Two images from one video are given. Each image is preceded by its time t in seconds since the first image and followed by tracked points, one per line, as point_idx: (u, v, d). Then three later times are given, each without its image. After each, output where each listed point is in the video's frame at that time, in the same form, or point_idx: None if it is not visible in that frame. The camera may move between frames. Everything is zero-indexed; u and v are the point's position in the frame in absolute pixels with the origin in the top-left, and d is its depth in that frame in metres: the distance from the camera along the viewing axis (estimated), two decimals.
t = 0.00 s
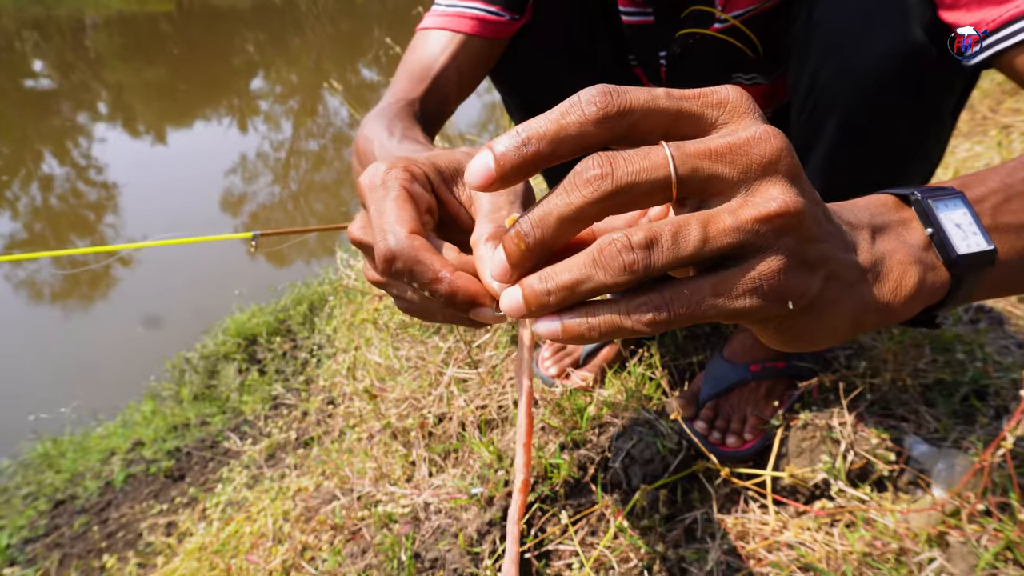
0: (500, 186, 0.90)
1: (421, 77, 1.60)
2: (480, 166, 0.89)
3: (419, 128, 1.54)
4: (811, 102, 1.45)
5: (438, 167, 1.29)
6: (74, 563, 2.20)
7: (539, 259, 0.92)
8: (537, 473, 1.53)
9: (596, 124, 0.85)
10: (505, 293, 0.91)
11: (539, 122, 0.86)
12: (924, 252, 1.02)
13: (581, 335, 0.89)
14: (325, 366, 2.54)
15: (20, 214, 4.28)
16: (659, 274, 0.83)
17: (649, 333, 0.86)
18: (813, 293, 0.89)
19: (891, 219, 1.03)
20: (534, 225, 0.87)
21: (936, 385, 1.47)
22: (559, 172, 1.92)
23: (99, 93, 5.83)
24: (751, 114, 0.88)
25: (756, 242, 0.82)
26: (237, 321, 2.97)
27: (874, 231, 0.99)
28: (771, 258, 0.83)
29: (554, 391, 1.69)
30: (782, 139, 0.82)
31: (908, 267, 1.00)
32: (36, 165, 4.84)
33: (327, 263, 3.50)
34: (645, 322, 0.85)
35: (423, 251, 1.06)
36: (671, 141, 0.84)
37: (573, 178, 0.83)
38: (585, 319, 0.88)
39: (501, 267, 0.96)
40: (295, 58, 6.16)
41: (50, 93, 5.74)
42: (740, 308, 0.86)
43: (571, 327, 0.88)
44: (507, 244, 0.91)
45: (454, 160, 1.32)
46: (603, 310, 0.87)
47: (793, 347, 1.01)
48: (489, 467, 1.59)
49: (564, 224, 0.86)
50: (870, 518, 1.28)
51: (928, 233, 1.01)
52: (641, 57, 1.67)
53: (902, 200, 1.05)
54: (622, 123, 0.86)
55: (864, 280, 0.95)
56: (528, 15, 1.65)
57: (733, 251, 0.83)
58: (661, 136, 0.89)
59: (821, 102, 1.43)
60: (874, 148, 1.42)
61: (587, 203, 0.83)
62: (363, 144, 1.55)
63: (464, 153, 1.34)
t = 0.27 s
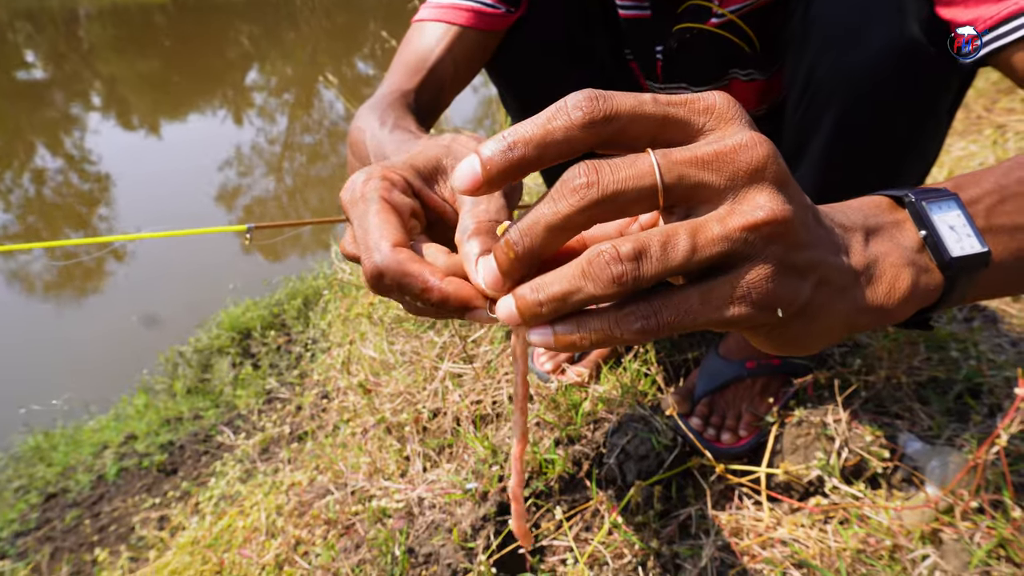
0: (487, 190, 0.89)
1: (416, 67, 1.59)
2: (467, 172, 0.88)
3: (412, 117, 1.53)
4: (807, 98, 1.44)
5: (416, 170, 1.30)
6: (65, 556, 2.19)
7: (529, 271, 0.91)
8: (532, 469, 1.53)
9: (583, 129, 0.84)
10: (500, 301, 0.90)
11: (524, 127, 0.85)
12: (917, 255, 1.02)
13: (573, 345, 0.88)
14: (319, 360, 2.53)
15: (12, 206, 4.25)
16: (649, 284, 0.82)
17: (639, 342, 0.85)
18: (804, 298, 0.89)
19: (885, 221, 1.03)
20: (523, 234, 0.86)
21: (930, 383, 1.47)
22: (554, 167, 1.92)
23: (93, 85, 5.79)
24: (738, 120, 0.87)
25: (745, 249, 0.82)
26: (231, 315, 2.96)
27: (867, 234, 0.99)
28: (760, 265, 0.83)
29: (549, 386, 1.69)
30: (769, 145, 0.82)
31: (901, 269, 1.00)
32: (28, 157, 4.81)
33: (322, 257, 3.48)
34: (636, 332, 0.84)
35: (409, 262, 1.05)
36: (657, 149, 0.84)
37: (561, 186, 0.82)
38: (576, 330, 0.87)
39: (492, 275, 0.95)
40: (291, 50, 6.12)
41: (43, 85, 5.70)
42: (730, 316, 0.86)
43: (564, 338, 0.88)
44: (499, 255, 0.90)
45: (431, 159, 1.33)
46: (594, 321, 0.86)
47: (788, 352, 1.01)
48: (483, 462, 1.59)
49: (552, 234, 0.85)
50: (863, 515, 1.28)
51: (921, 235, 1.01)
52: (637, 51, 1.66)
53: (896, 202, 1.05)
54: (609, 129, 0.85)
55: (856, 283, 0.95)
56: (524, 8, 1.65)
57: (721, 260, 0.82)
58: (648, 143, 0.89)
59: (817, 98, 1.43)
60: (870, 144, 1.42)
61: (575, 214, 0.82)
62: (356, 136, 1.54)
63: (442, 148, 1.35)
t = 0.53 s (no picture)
0: (492, 194, 0.90)
1: (416, 61, 1.60)
2: (470, 177, 0.89)
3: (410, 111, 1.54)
4: (809, 96, 1.44)
5: (398, 184, 1.26)
6: (64, 551, 2.19)
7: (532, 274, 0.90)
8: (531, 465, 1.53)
9: (585, 134, 0.84)
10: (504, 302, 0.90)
11: (524, 132, 0.86)
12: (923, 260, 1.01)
13: (574, 345, 0.87)
14: (319, 356, 2.53)
15: (11, 201, 4.24)
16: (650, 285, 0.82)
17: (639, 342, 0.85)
18: (806, 301, 0.89)
19: (888, 225, 1.03)
20: (525, 238, 0.85)
21: (930, 381, 1.47)
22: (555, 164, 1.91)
23: (92, 80, 5.78)
24: (740, 125, 0.86)
25: (745, 252, 0.82)
26: (230, 310, 2.95)
27: (870, 238, 0.99)
28: (761, 268, 0.83)
29: (549, 381, 1.68)
30: (771, 150, 0.82)
31: (905, 274, 0.99)
32: (27, 152, 4.79)
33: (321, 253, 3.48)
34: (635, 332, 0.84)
35: (401, 287, 1.06)
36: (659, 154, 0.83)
37: (563, 189, 0.82)
38: (578, 329, 0.86)
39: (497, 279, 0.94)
40: (290, 45, 6.11)
41: (42, 80, 5.69)
42: (730, 319, 0.85)
43: (566, 338, 0.87)
44: (500, 258, 0.89)
45: (411, 167, 1.27)
46: (595, 320, 0.86)
47: (792, 355, 1.00)
48: (483, 458, 1.58)
49: (554, 236, 0.84)
50: (864, 512, 1.28)
51: (926, 239, 1.01)
52: (637, 47, 1.64)
53: (900, 205, 1.05)
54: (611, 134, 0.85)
55: (860, 287, 0.95)
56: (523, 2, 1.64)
57: (722, 263, 0.82)
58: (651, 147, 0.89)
59: (819, 95, 1.42)
60: (871, 144, 1.42)
61: (577, 215, 0.82)
62: (355, 130, 1.56)
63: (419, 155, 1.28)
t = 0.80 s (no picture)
0: (487, 167, 0.89)
1: (416, 53, 1.59)
2: (467, 149, 0.88)
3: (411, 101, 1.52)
4: (811, 88, 1.44)
5: (384, 194, 1.25)
6: (63, 544, 2.19)
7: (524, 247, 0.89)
8: (531, 459, 1.53)
9: (580, 109, 0.84)
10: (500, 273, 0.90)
11: (523, 109, 0.85)
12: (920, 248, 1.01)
13: (561, 315, 0.86)
14: (318, 349, 2.52)
15: (9, 194, 4.23)
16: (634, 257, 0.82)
17: (623, 314, 0.84)
18: (793, 285, 0.88)
19: (888, 215, 1.03)
20: (518, 209, 0.85)
21: (931, 375, 1.47)
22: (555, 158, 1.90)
23: (90, 72, 5.75)
24: (735, 109, 0.86)
25: (730, 233, 0.81)
26: (229, 304, 2.95)
27: (868, 226, 0.99)
28: (746, 251, 0.83)
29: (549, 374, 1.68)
30: (762, 133, 0.82)
31: (902, 262, 0.99)
32: (26, 145, 4.78)
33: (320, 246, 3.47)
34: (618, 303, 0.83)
35: (374, 306, 1.11)
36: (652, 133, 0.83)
37: (557, 159, 0.82)
38: (565, 298, 0.85)
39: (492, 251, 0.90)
40: (290, 38, 6.08)
41: (40, 72, 5.67)
42: (715, 297, 0.84)
43: (554, 306, 0.86)
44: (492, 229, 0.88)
45: (396, 175, 1.25)
46: (580, 288, 0.85)
47: (784, 339, 1.00)
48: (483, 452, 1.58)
49: (546, 208, 0.84)
50: (864, 506, 1.28)
51: (924, 228, 1.01)
52: (640, 40, 1.64)
53: (899, 194, 1.05)
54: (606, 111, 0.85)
55: (853, 276, 0.94)
56: None
57: (708, 239, 0.82)
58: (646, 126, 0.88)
59: (820, 90, 1.42)
60: (872, 139, 1.42)
61: (568, 185, 0.81)
62: (354, 123, 1.55)
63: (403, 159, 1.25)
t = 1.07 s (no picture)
0: (498, 139, 0.86)
1: (417, 48, 1.59)
2: (479, 120, 0.85)
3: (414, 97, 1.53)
4: (812, 85, 1.45)
5: (410, 162, 1.25)
6: (62, 541, 2.19)
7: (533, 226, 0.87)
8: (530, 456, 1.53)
9: (602, 87, 0.82)
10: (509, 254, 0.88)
11: (544, 79, 0.82)
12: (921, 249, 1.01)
13: (570, 298, 0.84)
14: (317, 347, 2.52)
15: (7, 191, 4.22)
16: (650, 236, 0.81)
17: (638, 295, 0.82)
18: (806, 278, 0.89)
19: (888, 213, 1.03)
20: (532, 186, 0.83)
21: (930, 372, 1.47)
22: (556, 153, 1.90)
23: (88, 69, 5.74)
24: (752, 100, 0.87)
25: (750, 218, 0.81)
26: (228, 301, 2.94)
27: (871, 226, 0.99)
28: (764, 236, 0.83)
29: (548, 373, 1.68)
30: (780, 123, 0.82)
31: (904, 262, 0.99)
32: (23, 142, 4.76)
33: (318, 243, 3.46)
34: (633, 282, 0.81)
35: (389, 265, 1.07)
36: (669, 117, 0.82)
37: (575, 141, 0.82)
38: (575, 279, 0.83)
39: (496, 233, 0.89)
40: (288, 34, 6.07)
41: (38, 69, 5.66)
42: (728, 282, 0.84)
43: (563, 287, 0.83)
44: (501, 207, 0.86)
45: (423, 144, 1.26)
46: (594, 269, 0.82)
47: (787, 335, 1.00)
48: (482, 449, 1.58)
49: (561, 186, 0.83)
50: (863, 504, 1.28)
51: (925, 227, 1.01)
52: (640, 37, 1.63)
53: (900, 195, 1.04)
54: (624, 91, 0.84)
55: (860, 274, 0.95)
56: None
57: (725, 222, 0.81)
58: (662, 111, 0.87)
59: (821, 85, 1.43)
60: (872, 136, 1.42)
61: (584, 164, 0.81)
62: (356, 115, 1.57)
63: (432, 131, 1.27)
